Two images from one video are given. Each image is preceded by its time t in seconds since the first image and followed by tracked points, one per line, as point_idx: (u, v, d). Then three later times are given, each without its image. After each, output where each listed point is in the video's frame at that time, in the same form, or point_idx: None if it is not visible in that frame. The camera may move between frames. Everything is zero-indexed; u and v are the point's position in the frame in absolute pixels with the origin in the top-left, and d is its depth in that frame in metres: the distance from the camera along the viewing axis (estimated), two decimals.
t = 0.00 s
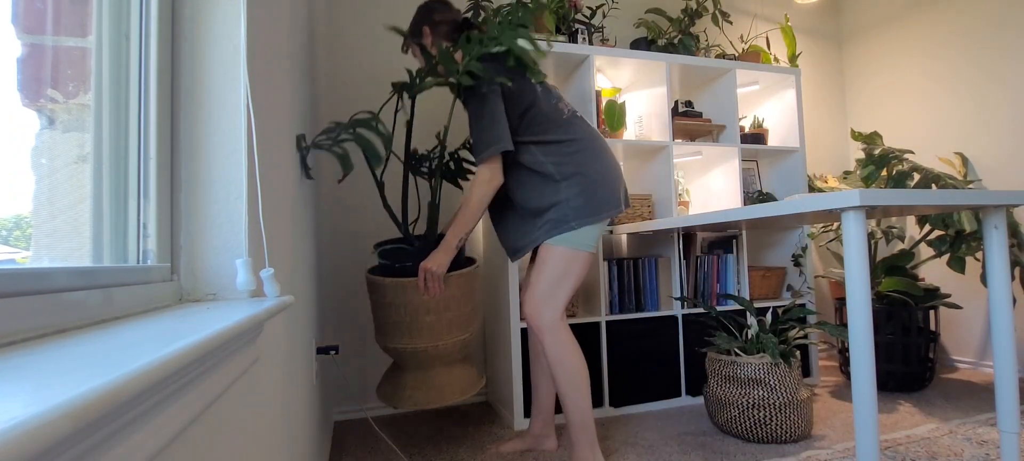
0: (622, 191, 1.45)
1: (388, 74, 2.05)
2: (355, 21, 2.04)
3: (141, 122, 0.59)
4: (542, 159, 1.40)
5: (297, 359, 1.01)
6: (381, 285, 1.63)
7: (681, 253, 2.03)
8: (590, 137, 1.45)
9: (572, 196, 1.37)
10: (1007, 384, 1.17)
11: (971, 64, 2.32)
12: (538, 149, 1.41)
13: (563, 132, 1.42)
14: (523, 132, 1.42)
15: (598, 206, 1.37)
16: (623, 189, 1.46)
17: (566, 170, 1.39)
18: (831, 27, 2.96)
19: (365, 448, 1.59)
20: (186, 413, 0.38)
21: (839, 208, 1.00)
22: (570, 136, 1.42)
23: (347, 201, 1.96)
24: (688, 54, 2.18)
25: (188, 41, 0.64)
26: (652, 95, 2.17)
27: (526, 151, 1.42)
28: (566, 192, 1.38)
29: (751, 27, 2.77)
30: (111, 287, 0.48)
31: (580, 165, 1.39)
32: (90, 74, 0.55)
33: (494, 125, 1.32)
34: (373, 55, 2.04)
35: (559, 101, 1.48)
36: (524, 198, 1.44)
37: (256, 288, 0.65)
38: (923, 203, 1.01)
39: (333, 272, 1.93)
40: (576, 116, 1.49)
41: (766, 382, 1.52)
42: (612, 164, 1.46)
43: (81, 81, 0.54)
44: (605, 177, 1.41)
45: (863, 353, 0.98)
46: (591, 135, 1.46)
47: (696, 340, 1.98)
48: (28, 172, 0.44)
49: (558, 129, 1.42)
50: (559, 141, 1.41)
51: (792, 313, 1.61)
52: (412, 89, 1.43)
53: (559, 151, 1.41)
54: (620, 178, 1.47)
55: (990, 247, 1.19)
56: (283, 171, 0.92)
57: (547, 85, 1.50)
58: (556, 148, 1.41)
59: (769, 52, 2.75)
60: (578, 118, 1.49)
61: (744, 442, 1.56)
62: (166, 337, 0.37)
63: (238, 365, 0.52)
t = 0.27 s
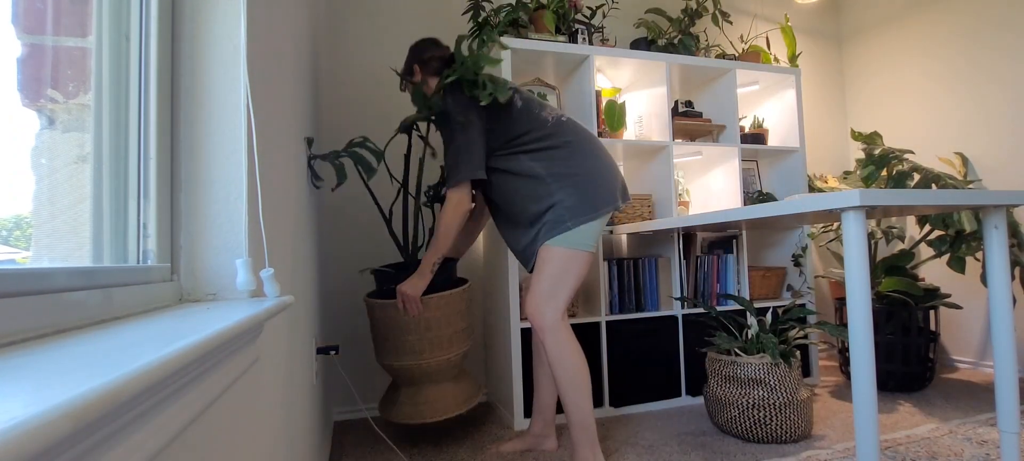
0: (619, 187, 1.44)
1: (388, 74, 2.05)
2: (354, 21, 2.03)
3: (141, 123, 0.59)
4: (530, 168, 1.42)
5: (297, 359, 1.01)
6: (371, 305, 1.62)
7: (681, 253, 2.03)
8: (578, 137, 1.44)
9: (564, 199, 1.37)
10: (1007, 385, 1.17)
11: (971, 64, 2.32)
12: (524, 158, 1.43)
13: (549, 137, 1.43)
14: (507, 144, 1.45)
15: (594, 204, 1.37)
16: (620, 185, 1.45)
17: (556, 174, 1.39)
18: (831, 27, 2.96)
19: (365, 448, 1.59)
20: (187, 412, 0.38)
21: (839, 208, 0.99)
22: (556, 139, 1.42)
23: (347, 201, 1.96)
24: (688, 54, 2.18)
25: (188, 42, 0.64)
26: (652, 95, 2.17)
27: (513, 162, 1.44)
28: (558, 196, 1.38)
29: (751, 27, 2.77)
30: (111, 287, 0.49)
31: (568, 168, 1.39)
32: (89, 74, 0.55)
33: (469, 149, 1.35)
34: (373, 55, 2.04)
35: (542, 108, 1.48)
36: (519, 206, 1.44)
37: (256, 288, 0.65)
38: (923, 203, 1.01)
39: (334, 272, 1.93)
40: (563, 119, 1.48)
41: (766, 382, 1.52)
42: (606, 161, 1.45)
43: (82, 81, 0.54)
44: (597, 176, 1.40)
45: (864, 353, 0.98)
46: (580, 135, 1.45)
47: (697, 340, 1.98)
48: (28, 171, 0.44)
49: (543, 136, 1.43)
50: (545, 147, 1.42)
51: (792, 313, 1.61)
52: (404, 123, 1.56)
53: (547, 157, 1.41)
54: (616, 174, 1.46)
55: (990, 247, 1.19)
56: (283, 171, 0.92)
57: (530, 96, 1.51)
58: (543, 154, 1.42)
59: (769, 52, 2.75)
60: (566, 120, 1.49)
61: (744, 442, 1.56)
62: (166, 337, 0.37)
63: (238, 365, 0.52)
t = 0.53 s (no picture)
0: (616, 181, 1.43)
1: (388, 74, 2.05)
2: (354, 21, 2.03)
3: (141, 122, 0.59)
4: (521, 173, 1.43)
5: (297, 359, 1.01)
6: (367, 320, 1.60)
7: (681, 253, 2.03)
8: (571, 137, 1.44)
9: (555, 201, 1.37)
10: (1007, 385, 1.17)
11: (971, 64, 2.32)
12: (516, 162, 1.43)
13: (539, 140, 1.43)
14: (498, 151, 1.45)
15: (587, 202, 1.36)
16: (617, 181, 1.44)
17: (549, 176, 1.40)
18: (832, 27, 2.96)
19: (366, 448, 1.59)
20: (187, 412, 0.38)
21: (839, 208, 0.99)
22: (547, 142, 1.42)
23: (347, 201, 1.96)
24: (688, 54, 2.18)
25: (188, 42, 0.64)
26: (652, 95, 2.17)
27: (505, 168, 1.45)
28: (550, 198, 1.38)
29: (751, 27, 2.77)
30: (111, 287, 0.49)
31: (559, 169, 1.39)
32: (90, 74, 0.55)
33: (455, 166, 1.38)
34: (373, 55, 2.04)
35: (532, 113, 1.48)
36: (515, 212, 1.46)
37: (256, 288, 0.65)
38: (923, 204, 1.01)
39: (333, 272, 1.93)
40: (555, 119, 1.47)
41: (766, 382, 1.52)
42: (601, 158, 1.44)
43: (81, 81, 0.54)
44: (591, 174, 1.39)
45: (864, 354, 0.98)
46: (572, 134, 1.44)
47: (697, 340, 1.98)
48: (28, 171, 0.44)
49: (534, 140, 1.43)
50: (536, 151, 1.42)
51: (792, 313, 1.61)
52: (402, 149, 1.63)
53: (537, 161, 1.42)
54: (612, 170, 1.45)
55: (990, 246, 1.19)
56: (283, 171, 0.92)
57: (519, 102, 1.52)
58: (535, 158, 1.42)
59: (769, 52, 2.75)
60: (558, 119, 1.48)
61: (744, 442, 1.56)
62: (166, 337, 0.37)
63: (238, 365, 0.52)
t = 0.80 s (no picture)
0: (615, 179, 1.41)
1: (388, 74, 2.05)
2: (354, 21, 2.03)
3: (141, 122, 0.59)
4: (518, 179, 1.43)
5: (297, 359, 1.01)
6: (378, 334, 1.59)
7: (681, 253, 2.03)
8: (568, 139, 1.43)
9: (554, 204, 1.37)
10: (1007, 385, 1.17)
11: (971, 64, 2.32)
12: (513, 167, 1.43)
13: (536, 145, 1.43)
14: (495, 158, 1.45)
15: (586, 202, 1.36)
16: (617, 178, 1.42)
17: (547, 180, 1.40)
18: (832, 27, 2.96)
19: (365, 449, 1.59)
20: (187, 412, 0.38)
21: (839, 209, 0.99)
22: (544, 145, 1.42)
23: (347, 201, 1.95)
24: (688, 54, 2.18)
25: (187, 42, 0.64)
26: (652, 95, 2.17)
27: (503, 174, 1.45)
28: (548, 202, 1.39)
29: (751, 27, 2.77)
30: (111, 287, 0.48)
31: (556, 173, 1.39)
32: (89, 73, 0.55)
33: (454, 176, 1.39)
34: (373, 55, 2.04)
35: (527, 118, 1.48)
36: (516, 217, 1.46)
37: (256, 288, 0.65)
38: (923, 204, 1.01)
39: (333, 272, 1.93)
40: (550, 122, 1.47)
41: (767, 382, 1.52)
42: (598, 156, 1.43)
43: (81, 81, 0.54)
44: (589, 174, 1.38)
45: (863, 354, 0.98)
46: (568, 135, 1.44)
47: (697, 340, 1.98)
48: (28, 171, 0.44)
49: (530, 144, 1.43)
50: (532, 156, 1.42)
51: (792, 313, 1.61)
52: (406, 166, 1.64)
53: (534, 165, 1.42)
54: (611, 167, 1.44)
55: (990, 246, 1.19)
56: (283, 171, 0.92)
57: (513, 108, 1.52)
58: (533, 162, 1.42)
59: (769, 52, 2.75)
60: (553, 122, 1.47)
61: (744, 442, 1.56)
62: (166, 337, 0.37)
63: (238, 365, 0.52)
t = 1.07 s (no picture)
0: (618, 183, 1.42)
1: (388, 74, 2.05)
2: (354, 21, 2.03)
3: (141, 122, 0.59)
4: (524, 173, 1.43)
5: (296, 359, 1.01)
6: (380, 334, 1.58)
7: (681, 253, 2.03)
8: (575, 137, 1.43)
9: (557, 202, 1.37)
10: (1007, 385, 1.17)
11: (971, 64, 2.32)
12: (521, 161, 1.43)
13: (544, 140, 1.43)
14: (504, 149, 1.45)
15: (588, 205, 1.36)
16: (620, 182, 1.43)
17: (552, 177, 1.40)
18: (832, 27, 2.96)
19: (365, 449, 1.59)
20: (187, 412, 0.38)
21: (839, 208, 1.00)
22: (552, 141, 1.42)
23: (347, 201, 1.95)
24: (688, 55, 2.18)
25: (188, 42, 0.64)
26: (652, 95, 2.17)
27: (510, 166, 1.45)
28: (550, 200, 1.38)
29: (751, 27, 2.77)
30: (111, 287, 0.49)
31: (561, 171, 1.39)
32: (90, 73, 0.55)
33: (459, 165, 1.39)
34: (373, 54, 2.04)
35: (540, 111, 1.47)
36: (518, 213, 1.46)
37: (257, 288, 0.65)
38: (923, 204, 1.01)
39: (333, 272, 1.93)
40: (561, 118, 1.47)
41: (767, 382, 1.52)
42: (604, 159, 1.43)
43: (82, 81, 0.54)
44: (594, 175, 1.39)
45: (863, 354, 0.98)
46: (576, 133, 1.44)
47: (697, 340, 1.98)
48: (28, 171, 0.44)
49: (539, 139, 1.43)
50: (540, 151, 1.42)
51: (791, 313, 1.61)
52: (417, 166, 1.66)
53: (541, 160, 1.42)
54: (616, 171, 1.44)
55: (990, 246, 1.19)
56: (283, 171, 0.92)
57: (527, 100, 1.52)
58: (540, 158, 1.42)
59: (769, 52, 2.75)
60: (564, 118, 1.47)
61: (744, 442, 1.56)
62: (166, 337, 0.37)
63: (238, 365, 0.52)
